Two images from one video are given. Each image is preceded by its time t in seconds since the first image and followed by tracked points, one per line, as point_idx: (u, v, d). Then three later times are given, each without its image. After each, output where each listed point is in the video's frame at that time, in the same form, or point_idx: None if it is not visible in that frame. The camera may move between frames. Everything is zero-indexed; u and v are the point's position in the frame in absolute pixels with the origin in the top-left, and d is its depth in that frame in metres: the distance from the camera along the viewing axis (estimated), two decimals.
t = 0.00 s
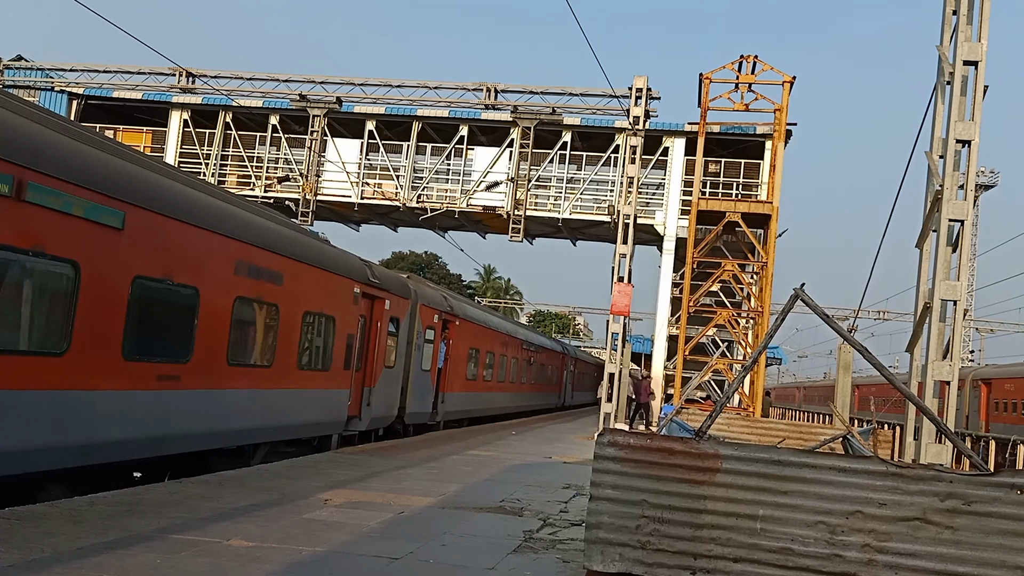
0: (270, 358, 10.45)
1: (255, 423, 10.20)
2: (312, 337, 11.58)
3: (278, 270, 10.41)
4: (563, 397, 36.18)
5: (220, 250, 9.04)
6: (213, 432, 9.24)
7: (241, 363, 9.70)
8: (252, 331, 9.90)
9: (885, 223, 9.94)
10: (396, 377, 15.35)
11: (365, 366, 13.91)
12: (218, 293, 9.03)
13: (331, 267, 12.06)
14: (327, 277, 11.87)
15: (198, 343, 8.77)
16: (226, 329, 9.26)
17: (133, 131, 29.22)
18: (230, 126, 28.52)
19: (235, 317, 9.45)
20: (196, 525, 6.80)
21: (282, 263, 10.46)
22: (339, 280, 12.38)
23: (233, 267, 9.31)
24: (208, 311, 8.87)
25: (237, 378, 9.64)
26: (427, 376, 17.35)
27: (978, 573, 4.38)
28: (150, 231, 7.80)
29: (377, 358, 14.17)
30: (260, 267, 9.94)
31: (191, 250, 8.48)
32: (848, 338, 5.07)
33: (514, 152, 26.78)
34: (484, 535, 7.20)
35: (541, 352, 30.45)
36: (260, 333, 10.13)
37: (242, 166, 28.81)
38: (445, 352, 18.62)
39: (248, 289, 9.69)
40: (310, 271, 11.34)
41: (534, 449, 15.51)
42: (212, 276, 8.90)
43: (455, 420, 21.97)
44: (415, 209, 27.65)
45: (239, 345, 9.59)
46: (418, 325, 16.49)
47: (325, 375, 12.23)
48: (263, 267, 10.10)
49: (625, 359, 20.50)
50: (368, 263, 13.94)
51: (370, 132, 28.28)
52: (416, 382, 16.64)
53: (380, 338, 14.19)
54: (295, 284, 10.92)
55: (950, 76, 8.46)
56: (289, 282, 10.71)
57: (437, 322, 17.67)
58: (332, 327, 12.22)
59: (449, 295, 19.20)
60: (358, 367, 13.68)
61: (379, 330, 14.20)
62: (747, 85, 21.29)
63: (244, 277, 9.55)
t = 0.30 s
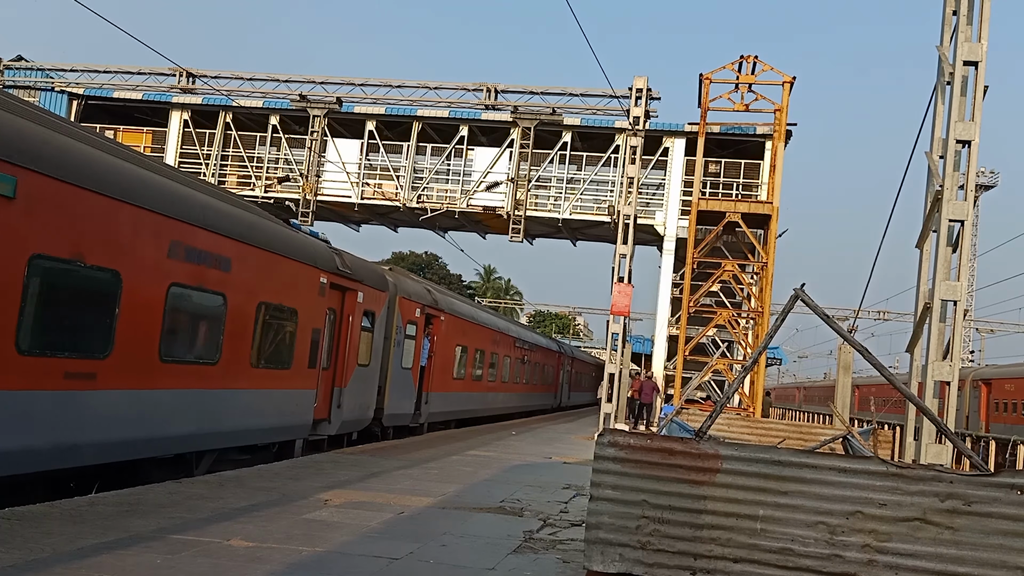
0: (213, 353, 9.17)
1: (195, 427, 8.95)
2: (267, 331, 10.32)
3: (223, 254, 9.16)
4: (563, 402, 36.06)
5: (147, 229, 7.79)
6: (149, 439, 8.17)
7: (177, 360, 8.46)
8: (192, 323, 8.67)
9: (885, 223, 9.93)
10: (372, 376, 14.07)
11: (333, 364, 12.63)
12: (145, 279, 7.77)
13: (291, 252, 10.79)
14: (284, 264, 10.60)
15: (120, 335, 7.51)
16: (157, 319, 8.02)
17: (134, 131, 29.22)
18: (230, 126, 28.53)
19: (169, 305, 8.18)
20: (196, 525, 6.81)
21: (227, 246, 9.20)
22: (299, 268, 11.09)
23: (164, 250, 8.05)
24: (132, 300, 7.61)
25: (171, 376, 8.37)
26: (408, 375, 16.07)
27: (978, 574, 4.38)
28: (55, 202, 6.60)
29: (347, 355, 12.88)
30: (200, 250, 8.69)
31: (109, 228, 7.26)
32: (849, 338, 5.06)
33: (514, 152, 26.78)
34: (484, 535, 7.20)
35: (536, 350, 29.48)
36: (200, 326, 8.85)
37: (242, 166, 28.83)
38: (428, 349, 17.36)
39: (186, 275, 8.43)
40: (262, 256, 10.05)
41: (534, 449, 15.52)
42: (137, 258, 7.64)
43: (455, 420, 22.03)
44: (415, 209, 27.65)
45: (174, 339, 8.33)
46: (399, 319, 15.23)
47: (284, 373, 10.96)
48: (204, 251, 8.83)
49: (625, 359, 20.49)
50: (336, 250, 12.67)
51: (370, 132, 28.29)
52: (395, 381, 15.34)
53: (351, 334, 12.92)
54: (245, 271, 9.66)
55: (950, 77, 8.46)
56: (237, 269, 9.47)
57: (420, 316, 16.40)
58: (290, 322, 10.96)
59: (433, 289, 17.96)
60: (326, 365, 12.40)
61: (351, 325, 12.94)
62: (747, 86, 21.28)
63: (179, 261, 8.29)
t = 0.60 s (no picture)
0: (142, 347, 7.93)
1: (117, 434, 7.74)
2: (212, 323, 9.12)
3: (151, 232, 7.93)
4: (561, 402, 35.97)
5: (48, 199, 6.58)
6: (68, 447, 7.12)
7: (93, 355, 7.22)
8: (113, 313, 7.44)
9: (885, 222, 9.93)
10: (344, 373, 12.90)
11: (294, 360, 11.41)
12: (43, 254, 6.50)
13: (239, 235, 9.56)
14: (230, 248, 9.37)
15: (16, 327, 6.31)
16: (66, 305, 6.81)
17: (133, 131, 29.23)
18: (229, 126, 28.52)
19: (79, 290, 6.96)
20: (196, 524, 6.82)
21: (156, 223, 7.98)
22: (251, 253, 9.85)
23: (71, 224, 6.83)
24: (28, 280, 6.36)
25: (83, 374, 7.12)
26: (386, 372, 14.92)
27: (977, 573, 4.38)
28: None
29: (309, 351, 11.67)
30: (118, 227, 7.44)
31: None
32: (848, 338, 5.06)
33: (514, 152, 26.79)
34: (483, 535, 7.20)
35: (529, 348, 28.76)
36: (121, 316, 7.58)
37: (242, 166, 28.85)
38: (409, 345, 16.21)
39: (103, 256, 7.21)
40: (202, 238, 8.81)
41: (533, 449, 15.52)
42: (33, 231, 6.41)
43: (454, 420, 22.04)
44: (415, 208, 27.64)
45: (88, 328, 7.11)
46: (375, 312, 14.06)
47: (232, 370, 9.71)
48: (124, 227, 7.56)
49: (624, 358, 20.48)
50: (298, 234, 11.46)
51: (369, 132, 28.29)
52: (371, 379, 14.18)
53: (314, 327, 11.70)
54: (180, 254, 8.41)
55: (950, 76, 8.46)
56: (169, 251, 8.23)
57: (399, 309, 15.24)
58: (240, 313, 9.72)
59: (413, 279, 16.79)
60: (284, 362, 11.20)
61: (316, 318, 11.74)
62: (747, 85, 21.27)
63: (93, 239, 7.08)
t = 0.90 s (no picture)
0: (56, 340, 6.68)
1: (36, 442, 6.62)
2: (148, 313, 7.86)
3: (67, 205, 6.71)
4: (557, 401, 35.87)
5: None
6: (74, 447, 7.09)
7: None
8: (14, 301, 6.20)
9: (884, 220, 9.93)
10: (312, 371, 11.62)
11: (252, 358, 10.09)
12: None
13: (176, 214, 8.20)
14: (168, 229, 8.08)
15: None
16: None
17: (132, 130, 29.21)
18: (228, 126, 28.50)
19: None
20: (195, 524, 6.81)
21: (75, 197, 6.79)
22: (195, 234, 8.54)
23: None
24: None
25: None
26: (364, 369, 13.74)
27: (976, 572, 4.39)
28: None
29: (269, 348, 10.35)
30: (23, 199, 6.24)
31: None
32: (847, 336, 5.07)
33: (513, 152, 26.81)
34: (482, 534, 7.20)
35: (521, 346, 27.93)
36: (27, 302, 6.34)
37: (241, 165, 28.89)
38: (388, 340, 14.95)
39: None
40: (123, 212, 7.41)
41: (532, 448, 15.53)
42: None
43: (453, 419, 22.06)
44: (414, 208, 27.64)
45: None
46: (349, 305, 12.83)
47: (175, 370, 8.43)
48: (31, 200, 6.34)
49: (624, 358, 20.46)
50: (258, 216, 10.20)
51: (368, 131, 28.28)
52: (344, 378, 12.94)
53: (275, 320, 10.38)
54: (105, 234, 7.18)
55: (949, 75, 8.46)
56: (92, 230, 7.01)
57: (376, 301, 13.93)
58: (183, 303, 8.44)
59: (394, 269, 15.49)
60: (240, 359, 9.87)
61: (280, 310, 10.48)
62: (746, 84, 21.25)
63: None
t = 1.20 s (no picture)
0: None
1: None
2: (56, 298, 6.71)
3: None
4: (551, 400, 35.74)
5: None
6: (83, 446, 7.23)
7: None
8: None
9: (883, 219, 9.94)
10: (269, 366, 10.54)
11: (189, 352, 8.91)
12: None
13: (88, 183, 7.01)
14: (77, 200, 6.88)
15: None
16: None
17: (130, 129, 29.18)
18: (226, 125, 28.48)
19: None
20: (194, 524, 6.81)
21: None
22: (115, 206, 7.35)
23: None
24: None
25: None
26: (331, 367, 12.54)
27: (974, 570, 4.39)
28: None
29: (212, 340, 9.19)
30: None
31: None
32: (844, 335, 5.07)
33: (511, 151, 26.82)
34: (482, 533, 7.20)
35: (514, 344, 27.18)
36: None
37: (239, 165, 28.92)
38: (360, 334, 13.79)
39: None
40: (16, 180, 6.22)
41: (530, 447, 15.53)
42: None
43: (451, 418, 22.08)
44: (413, 207, 27.59)
45: None
46: (314, 296, 11.66)
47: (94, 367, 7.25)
48: None
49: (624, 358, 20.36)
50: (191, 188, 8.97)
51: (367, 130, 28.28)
52: (309, 376, 11.75)
53: (217, 309, 9.25)
54: None
55: (947, 74, 8.45)
56: None
57: (346, 292, 12.78)
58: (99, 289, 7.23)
59: (366, 258, 14.34)
60: (177, 354, 8.72)
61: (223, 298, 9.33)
62: (744, 84, 21.30)
63: None
